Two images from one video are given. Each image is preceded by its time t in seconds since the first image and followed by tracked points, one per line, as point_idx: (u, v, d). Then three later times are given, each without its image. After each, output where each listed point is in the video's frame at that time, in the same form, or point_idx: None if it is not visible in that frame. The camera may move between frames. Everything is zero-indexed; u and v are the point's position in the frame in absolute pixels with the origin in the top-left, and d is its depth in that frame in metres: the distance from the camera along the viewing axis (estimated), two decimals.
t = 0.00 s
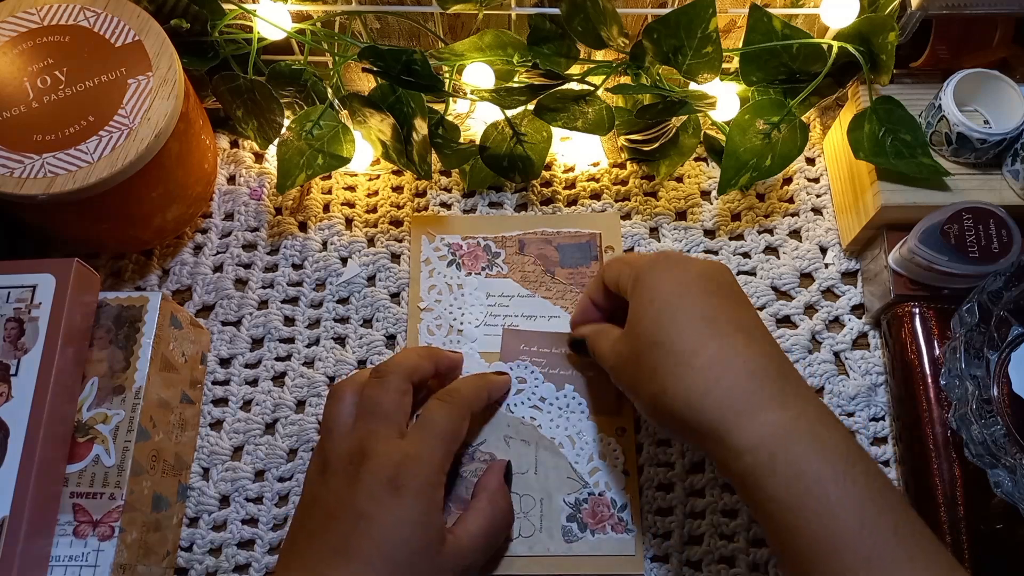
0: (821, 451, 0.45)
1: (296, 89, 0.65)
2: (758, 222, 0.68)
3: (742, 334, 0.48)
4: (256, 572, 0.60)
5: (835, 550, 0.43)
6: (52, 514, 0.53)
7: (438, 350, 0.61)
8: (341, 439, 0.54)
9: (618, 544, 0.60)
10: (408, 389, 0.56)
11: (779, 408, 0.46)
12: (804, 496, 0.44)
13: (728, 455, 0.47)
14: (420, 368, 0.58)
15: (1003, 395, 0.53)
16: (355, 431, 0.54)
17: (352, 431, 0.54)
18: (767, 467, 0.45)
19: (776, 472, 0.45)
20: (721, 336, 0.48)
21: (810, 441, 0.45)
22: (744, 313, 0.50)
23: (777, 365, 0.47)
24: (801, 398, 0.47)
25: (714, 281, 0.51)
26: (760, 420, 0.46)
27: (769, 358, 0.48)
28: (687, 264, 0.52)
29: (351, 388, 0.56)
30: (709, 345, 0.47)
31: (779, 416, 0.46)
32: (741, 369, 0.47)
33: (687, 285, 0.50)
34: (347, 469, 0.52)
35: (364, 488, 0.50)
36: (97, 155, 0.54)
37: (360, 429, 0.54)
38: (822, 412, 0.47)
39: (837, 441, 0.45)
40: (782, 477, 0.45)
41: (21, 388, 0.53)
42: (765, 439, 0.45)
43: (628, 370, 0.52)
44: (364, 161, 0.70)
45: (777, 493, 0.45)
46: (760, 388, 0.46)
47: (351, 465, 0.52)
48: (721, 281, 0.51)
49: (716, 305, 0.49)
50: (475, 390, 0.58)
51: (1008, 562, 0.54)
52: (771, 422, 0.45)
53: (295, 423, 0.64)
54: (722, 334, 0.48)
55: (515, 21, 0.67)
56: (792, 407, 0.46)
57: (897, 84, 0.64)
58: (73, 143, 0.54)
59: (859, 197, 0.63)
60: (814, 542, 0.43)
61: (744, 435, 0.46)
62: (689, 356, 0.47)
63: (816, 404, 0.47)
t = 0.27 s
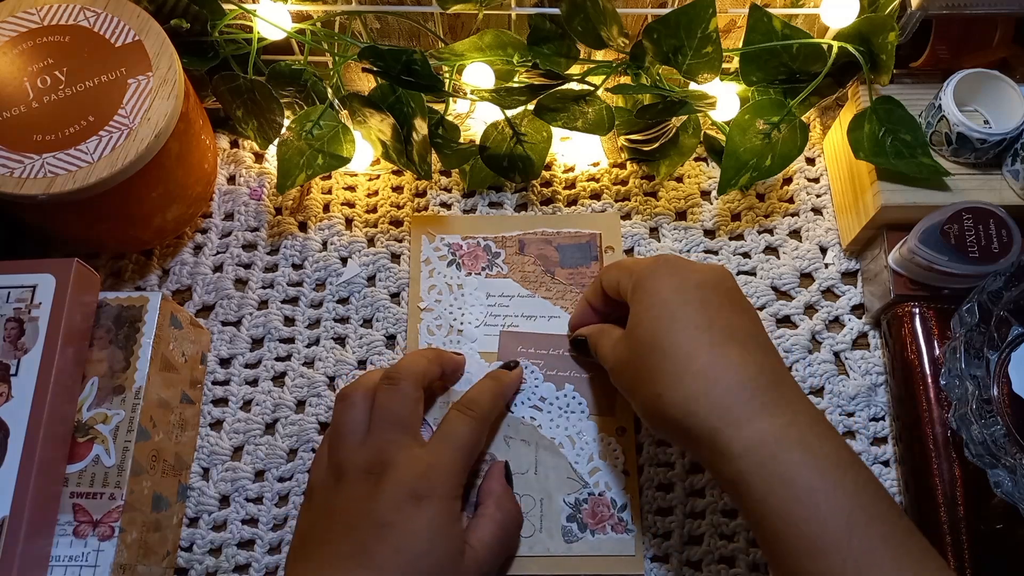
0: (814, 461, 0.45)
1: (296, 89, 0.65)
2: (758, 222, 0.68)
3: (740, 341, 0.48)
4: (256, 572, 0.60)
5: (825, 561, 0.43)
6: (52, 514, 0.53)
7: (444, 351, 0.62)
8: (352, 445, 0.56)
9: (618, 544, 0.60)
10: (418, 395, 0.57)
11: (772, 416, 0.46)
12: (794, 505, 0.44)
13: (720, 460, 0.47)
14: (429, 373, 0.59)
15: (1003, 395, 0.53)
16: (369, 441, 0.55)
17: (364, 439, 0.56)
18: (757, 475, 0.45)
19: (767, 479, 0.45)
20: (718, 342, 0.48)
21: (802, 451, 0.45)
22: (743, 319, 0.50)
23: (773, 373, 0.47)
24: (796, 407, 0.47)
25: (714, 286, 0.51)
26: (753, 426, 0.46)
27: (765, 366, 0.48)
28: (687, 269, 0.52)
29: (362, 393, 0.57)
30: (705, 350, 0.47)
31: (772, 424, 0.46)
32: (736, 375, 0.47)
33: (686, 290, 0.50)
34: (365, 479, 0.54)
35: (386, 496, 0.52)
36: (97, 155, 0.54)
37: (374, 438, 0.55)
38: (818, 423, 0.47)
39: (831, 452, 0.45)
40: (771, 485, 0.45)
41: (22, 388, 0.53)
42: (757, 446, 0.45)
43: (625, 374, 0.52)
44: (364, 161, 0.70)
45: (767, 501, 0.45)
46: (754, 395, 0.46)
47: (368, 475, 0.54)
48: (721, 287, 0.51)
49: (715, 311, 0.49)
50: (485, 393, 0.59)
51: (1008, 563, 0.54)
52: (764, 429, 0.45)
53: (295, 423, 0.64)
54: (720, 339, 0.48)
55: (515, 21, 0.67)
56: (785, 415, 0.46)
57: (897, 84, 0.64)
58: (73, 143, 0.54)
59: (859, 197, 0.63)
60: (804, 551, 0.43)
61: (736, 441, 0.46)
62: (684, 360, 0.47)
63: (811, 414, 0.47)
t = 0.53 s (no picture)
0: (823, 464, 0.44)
1: (296, 89, 0.65)
2: (758, 222, 0.68)
3: (750, 343, 0.48)
4: (256, 572, 0.60)
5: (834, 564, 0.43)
6: (52, 514, 0.53)
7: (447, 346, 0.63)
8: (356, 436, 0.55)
9: (618, 545, 0.60)
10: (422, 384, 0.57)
11: (782, 419, 0.46)
12: (803, 509, 0.44)
13: (730, 463, 0.47)
14: (431, 363, 0.59)
15: (1003, 395, 0.53)
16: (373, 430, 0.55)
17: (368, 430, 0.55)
18: (767, 478, 0.45)
19: (776, 483, 0.45)
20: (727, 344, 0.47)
21: (812, 453, 0.45)
22: (751, 321, 0.50)
23: (782, 375, 0.47)
24: (806, 410, 0.46)
25: (722, 288, 0.50)
26: (762, 429, 0.45)
27: (775, 368, 0.47)
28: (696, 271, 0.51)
29: (366, 380, 0.57)
30: (714, 352, 0.47)
31: (782, 426, 0.45)
32: (746, 377, 0.46)
33: (695, 292, 0.50)
34: (370, 467, 0.53)
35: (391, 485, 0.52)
36: (97, 155, 0.54)
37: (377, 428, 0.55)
38: (827, 425, 0.46)
39: (840, 455, 0.45)
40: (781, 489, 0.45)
41: (21, 388, 0.53)
42: (767, 449, 0.45)
43: (633, 376, 0.52)
44: (364, 161, 0.70)
45: (777, 504, 0.45)
46: (763, 397, 0.46)
47: (373, 463, 0.54)
48: (730, 288, 0.51)
49: (724, 312, 0.49)
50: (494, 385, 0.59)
51: (1008, 562, 0.54)
52: (774, 432, 0.45)
53: (295, 423, 0.64)
54: (729, 342, 0.48)
55: (515, 21, 0.67)
56: (795, 417, 0.46)
57: (897, 84, 0.64)
58: (73, 144, 0.54)
59: (859, 197, 0.63)
60: (814, 554, 0.43)
61: (745, 445, 0.45)
62: (694, 363, 0.47)
63: (820, 416, 0.47)
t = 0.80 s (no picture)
0: (821, 466, 0.45)
1: (296, 89, 0.65)
2: (758, 222, 0.68)
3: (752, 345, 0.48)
4: (256, 572, 0.60)
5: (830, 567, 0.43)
6: (52, 514, 0.53)
7: (448, 345, 0.63)
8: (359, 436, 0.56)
9: (618, 545, 0.60)
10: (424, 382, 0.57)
11: (781, 420, 0.46)
12: (801, 512, 0.44)
13: (727, 460, 0.47)
14: (433, 361, 0.59)
15: (1003, 395, 0.53)
16: (377, 429, 0.56)
17: (372, 429, 0.56)
18: (766, 479, 0.45)
19: (776, 485, 0.45)
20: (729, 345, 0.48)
21: (810, 455, 0.45)
22: (751, 320, 0.50)
23: (782, 377, 0.48)
24: (805, 413, 0.47)
25: (724, 287, 0.51)
26: (761, 428, 0.46)
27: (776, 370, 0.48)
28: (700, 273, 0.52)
29: (367, 380, 0.57)
30: (716, 352, 0.48)
31: (781, 428, 0.46)
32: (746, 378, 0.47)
33: (698, 293, 0.50)
34: (376, 466, 0.54)
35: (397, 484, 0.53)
36: (97, 155, 0.54)
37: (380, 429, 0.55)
38: (826, 428, 0.47)
39: (838, 458, 0.45)
40: (779, 492, 0.45)
41: (21, 388, 0.53)
42: (766, 450, 0.45)
43: (632, 373, 0.52)
44: (364, 161, 0.70)
45: (775, 506, 0.45)
46: (763, 398, 0.46)
47: (379, 462, 0.55)
48: (733, 291, 0.51)
49: (726, 314, 0.49)
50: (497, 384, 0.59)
51: (1007, 562, 0.54)
52: (773, 434, 0.46)
53: (295, 423, 0.64)
54: (731, 342, 0.48)
55: (515, 21, 0.67)
56: (794, 417, 0.46)
57: (897, 84, 0.64)
58: (73, 143, 0.54)
59: (859, 197, 0.63)
60: (810, 552, 0.44)
61: (745, 446, 0.46)
62: (695, 362, 0.48)
63: (819, 419, 0.47)
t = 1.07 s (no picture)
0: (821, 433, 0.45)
1: (296, 89, 0.65)
2: (758, 222, 0.68)
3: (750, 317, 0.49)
4: (256, 572, 0.60)
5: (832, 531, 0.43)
6: (52, 514, 0.53)
7: (450, 346, 0.63)
8: (365, 439, 0.56)
9: (618, 545, 0.60)
10: (428, 386, 0.57)
11: (781, 388, 0.47)
12: (802, 476, 0.45)
13: (727, 431, 0.47)
14: (436, 364, 0.59)
15: (1003, 395, 0.53)
16: (382, 434, 0.56)
17: (376, 433, 0.56)
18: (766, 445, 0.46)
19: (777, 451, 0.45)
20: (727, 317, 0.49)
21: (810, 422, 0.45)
22: (750, 295, 0.51)
23: (782, 347, 0.48)
24: (805, 380, 0.47)
25: (722, 265, 0.52)
26: (761, 396, 0.46)
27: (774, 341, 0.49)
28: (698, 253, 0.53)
29: (371, 383, 0.58)
30: (715, 324, 0.48)
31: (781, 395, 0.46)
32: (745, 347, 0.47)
33: (697, 270, 0.51)
34: (382, 472, 0.54)
35: (404, 488, 0.53)
36: (97, 155, 0.54)
37: (386, 433, 0.55)
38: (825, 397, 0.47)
39: (838, 425, 0.46)
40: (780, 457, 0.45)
41: (21, 388, 0.53)
42: (767, 418, 0.46)
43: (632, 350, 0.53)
44: (364, 161, 0.70)
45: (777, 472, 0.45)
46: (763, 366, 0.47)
47: (385, 467, 0.54)
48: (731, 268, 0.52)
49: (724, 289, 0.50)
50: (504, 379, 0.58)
51: (1008, 562, 0.54)
52: (773, 401, 0.46)
53: (295, 423, 0.64)
54: (729, 314, 0.49)
55: (515, 21, 0.67)
56: (793, 387, 0.47)
57: (897, 84, 0.64)
58: (73, 144, 0.54)
59: (859, 197, 0.63)
60: (813, 520, 0.44)
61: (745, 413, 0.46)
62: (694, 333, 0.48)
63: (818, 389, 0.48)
